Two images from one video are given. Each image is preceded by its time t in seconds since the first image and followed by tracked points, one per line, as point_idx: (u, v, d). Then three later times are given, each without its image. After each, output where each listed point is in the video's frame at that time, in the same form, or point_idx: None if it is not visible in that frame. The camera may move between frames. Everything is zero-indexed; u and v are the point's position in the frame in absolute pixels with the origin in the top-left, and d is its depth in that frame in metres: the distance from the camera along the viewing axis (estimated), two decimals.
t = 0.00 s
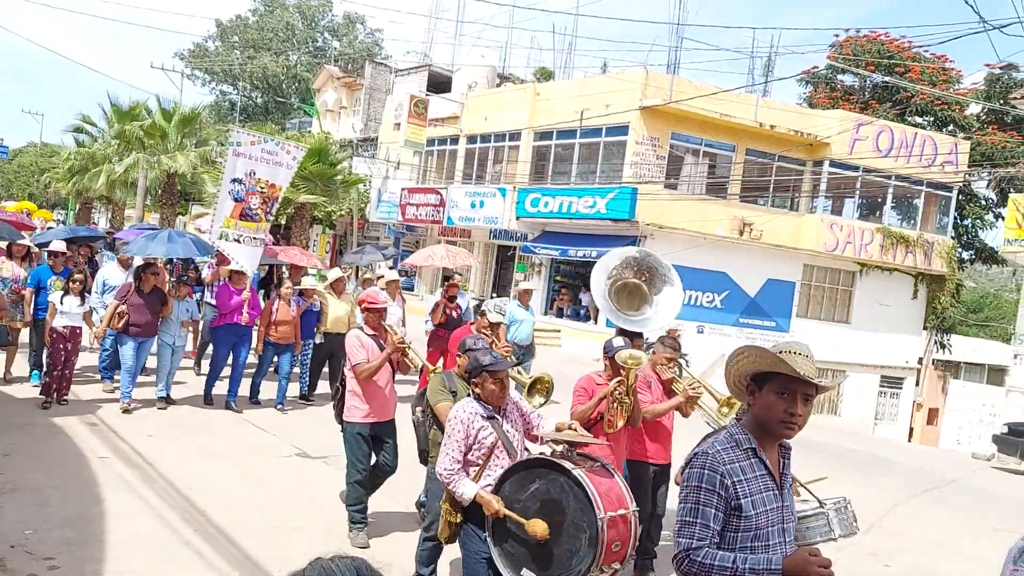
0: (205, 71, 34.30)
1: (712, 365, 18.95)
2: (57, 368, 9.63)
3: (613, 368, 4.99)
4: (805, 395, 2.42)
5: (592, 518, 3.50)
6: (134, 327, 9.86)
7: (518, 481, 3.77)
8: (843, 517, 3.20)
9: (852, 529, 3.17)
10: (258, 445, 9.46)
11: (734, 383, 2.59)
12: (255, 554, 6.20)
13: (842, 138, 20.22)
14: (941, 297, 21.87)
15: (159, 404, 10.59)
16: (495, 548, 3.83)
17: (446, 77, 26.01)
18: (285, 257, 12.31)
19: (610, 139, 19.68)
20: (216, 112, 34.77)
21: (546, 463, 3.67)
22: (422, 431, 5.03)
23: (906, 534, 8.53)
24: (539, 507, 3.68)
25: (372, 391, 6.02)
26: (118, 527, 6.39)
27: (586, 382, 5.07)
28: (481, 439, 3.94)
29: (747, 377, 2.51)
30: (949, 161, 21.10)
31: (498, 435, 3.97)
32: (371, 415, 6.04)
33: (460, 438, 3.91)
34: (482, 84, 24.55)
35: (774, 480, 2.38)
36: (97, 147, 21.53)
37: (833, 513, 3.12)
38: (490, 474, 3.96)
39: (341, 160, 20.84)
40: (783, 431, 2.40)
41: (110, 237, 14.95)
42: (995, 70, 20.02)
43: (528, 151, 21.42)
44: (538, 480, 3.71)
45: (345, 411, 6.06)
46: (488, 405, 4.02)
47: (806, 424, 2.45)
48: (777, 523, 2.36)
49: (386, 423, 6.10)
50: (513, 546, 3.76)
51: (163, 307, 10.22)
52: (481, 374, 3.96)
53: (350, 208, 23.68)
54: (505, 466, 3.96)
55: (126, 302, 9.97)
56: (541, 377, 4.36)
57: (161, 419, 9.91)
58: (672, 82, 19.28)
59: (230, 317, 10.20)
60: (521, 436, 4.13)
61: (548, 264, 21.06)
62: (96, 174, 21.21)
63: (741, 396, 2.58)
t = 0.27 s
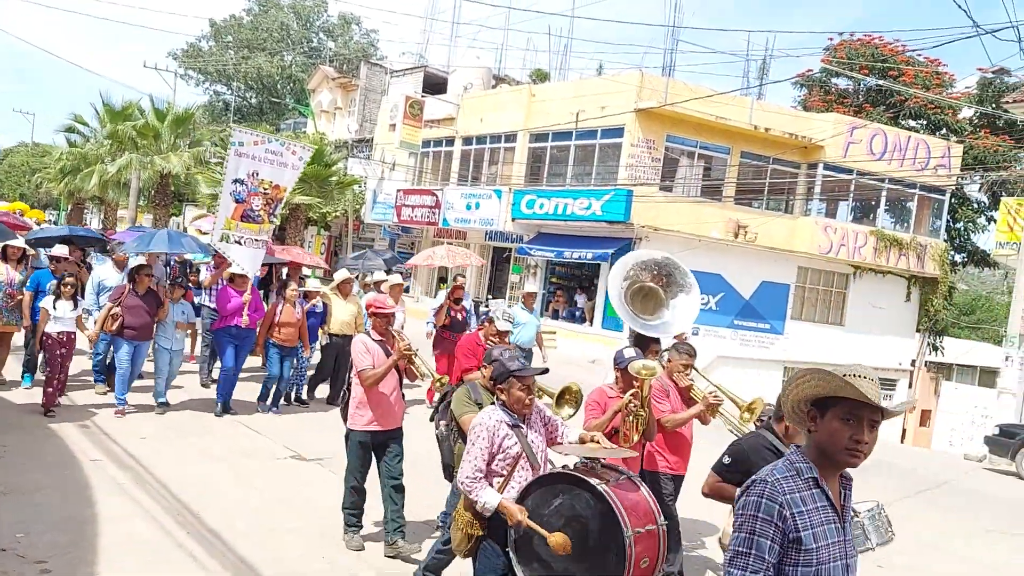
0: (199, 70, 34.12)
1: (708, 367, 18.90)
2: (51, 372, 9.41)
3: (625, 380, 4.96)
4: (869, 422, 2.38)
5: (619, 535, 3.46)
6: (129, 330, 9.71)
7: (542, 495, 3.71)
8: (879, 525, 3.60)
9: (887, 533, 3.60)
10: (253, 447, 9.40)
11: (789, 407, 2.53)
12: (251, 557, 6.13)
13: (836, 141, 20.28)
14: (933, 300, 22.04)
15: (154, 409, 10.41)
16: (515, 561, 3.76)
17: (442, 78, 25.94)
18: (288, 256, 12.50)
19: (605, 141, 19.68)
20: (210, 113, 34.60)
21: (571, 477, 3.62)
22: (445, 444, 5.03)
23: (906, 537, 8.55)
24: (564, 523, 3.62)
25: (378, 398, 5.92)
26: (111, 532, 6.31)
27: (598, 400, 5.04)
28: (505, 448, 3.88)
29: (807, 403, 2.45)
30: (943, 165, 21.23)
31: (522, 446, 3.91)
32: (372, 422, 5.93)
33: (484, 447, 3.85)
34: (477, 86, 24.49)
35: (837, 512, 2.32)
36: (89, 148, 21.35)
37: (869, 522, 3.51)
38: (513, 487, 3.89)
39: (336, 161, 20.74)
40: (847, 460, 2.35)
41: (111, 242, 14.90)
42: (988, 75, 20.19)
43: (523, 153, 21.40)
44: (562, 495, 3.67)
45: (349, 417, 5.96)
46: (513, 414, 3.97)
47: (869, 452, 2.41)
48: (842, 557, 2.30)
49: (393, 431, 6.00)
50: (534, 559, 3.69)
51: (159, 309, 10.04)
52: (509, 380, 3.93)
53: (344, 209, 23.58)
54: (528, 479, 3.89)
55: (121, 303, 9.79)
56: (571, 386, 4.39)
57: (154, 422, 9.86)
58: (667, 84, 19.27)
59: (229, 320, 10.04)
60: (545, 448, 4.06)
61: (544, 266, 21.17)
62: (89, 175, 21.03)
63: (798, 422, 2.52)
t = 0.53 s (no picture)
0: (187, 68, 33.94)
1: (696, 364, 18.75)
2: (38, 372, 9.42)
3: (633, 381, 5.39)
4: (942, 428, 2.37)
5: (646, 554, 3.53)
6: (118, 331, 9.74)
7: (571, 510, 3.84)
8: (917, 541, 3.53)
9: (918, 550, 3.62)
10: (240, 447, 9.39)
11: (855, 410, 2.56)
12: (237, 556, 6.14)
13: (823, 140, 20.35)
14: (919, 299, 22.22)
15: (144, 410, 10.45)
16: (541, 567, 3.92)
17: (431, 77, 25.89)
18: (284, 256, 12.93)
19: (594, 140, 19.72)
20: (198, 111, 34.43)
21: (606, 495, 3.70)
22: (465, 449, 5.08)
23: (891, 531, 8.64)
24: (592, 540, 3.74)
25: (385, 406, 5.79)
26: (99, 532, 6.30)
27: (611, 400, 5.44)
28: (540, 457, 3.98)
29: (874, 406, 2.48)
30: (929, 164, 21.39)
31: (557, 457, 4.00)
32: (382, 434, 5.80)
33: (519, 455, 3.94)
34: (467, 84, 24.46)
35: (903, 522, 2.35)
36: (76, 146, 21.17)
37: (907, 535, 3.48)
38: (544, 497, 3.99)
39: (325, 160, 20.67)
40: (916, 467, 2.36)
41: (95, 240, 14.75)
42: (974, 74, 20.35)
43: (513, 152, 21.41)
44: (592, 510, 3.75)
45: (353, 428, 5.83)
46: (551, 422, 4.05)
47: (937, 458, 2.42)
48: (907, 568, 2.32)
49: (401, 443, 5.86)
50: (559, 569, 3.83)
51: (148, 309, 10.05)
52: (550, 387, 3.99)
53: (334, 208, 23.52)
54: (560, 490, 3.98)
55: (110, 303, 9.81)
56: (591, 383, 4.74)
57: (139, 422, 9.85)
58: (656, 83, 19.33)
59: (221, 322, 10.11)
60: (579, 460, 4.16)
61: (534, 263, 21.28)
62: (76, 174, 20.88)
63: (865, 426, 2.55)
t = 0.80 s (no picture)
0: (179, 65, 33.75)
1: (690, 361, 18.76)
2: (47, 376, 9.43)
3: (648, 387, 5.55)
4: (1005, 439, 2.36)
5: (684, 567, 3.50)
6: (116, 332, 9.71)
7: (600, 514, 3.85)
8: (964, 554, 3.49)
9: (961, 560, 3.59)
10: (236, 446, 9.39)
11: (914, 419, 2.56)
12: (231, 555, 6.13)
13: (818, 138, 20.44)
14: (912, 296, 22.32)
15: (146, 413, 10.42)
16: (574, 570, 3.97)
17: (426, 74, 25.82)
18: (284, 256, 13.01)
19: (589, 137, 19.71)
20: (190, 108, 34.25)
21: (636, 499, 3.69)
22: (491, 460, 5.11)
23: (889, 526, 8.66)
24: (626, 546, 3.73)
25: (399, 405, 5.75)
26: (91, 533, 6.28)
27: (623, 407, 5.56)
28: (568, 459, 4.06)
29: (931, 415, 2.48)
30: (921, 162, 21.54)
31: (585, 459, 4.07)
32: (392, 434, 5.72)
33: (545, 457, 4.04)
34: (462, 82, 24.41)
35: (965, 536, 2.36)
36: (68, 143, 20.98)
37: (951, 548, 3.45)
38: (573, 500, 4.06)
39: (320, 157, 20.58)
40: (975, 480, 2.36)
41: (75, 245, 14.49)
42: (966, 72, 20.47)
43: (508, 150, 21.40)
44: (625, 518, 3.76)
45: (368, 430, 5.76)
46: (579, 426, 4.12)
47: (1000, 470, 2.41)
48: None
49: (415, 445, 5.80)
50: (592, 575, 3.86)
51: (148, 311, 10.00)
52: (580, 389, 4.06)
53: (328, 206, 23.43)
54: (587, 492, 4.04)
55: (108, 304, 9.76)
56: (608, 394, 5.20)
57: (133, 423, 9.82)
58: (651, 81, 19.36)
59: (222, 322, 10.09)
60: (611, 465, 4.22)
61: (528, 261, 21.24)
62: (67, 171, 20.71)
63: (925, 436, 2.55)
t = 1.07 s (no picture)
0: (184, 60, 33.69)
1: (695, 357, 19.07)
2: (55, 375, 9.14)
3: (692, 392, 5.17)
4: None
5: None
6: (130, 330, 9.47)
7: (643, 534, 3.46)
8: None
9: None
10: (242, 443, 9.30)
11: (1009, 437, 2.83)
12: (236, 554, 6.06)
13: (822, 133, 20.55)
14: (917, 289, 22.45)
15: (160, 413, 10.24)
16: None
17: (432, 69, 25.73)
18: (297, 251, 12.76)
19: (595, 132, 19.69)
20: (196, 104, 34.19)
21: (687, 519, 3.30)
22: (510, 465, 4.61)
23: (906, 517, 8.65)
24: (672, 564, 3.34)
25: (420, 406, 5.35)
26: (92, 532, 6.16)
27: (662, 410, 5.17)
28: (603, 476, 3.63)
29: None
30: (924, 156, 21.72)
31: (622, 474, 3.66)
32: (418, 438, 5.33)
33: (579, 472, 3.59)
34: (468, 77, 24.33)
35: None
36: (71, 139, 20.81)
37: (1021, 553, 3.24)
38: (608, 512, 3.67)
39: (324, 152, 20.48)
40: None
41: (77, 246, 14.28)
42: (969, 67, 20.62)
43: (514, 145, 21.36)
44: (671, 532, 3.37)
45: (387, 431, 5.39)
46: (612, 434, 3.70)
47: None
48: None
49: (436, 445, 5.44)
50: None
51: (161, 309, 9.74)
52: (608, 396, 3.63)
53: (334, 202, 23.34)
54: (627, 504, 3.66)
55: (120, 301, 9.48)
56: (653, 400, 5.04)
57: (138, 422, 9.68)
58: (657, 75, 19.35)
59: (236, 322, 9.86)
60: (647, 476, 3.81)
61: (534, 258, 21.18)
62: (71, 167, 20.56)
63: (1018, 455, 2.81)
